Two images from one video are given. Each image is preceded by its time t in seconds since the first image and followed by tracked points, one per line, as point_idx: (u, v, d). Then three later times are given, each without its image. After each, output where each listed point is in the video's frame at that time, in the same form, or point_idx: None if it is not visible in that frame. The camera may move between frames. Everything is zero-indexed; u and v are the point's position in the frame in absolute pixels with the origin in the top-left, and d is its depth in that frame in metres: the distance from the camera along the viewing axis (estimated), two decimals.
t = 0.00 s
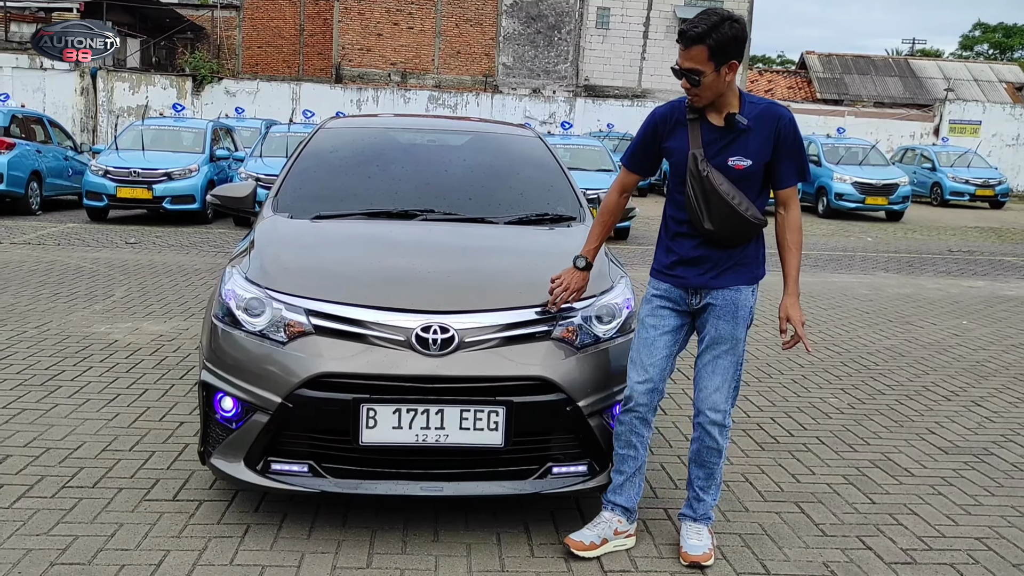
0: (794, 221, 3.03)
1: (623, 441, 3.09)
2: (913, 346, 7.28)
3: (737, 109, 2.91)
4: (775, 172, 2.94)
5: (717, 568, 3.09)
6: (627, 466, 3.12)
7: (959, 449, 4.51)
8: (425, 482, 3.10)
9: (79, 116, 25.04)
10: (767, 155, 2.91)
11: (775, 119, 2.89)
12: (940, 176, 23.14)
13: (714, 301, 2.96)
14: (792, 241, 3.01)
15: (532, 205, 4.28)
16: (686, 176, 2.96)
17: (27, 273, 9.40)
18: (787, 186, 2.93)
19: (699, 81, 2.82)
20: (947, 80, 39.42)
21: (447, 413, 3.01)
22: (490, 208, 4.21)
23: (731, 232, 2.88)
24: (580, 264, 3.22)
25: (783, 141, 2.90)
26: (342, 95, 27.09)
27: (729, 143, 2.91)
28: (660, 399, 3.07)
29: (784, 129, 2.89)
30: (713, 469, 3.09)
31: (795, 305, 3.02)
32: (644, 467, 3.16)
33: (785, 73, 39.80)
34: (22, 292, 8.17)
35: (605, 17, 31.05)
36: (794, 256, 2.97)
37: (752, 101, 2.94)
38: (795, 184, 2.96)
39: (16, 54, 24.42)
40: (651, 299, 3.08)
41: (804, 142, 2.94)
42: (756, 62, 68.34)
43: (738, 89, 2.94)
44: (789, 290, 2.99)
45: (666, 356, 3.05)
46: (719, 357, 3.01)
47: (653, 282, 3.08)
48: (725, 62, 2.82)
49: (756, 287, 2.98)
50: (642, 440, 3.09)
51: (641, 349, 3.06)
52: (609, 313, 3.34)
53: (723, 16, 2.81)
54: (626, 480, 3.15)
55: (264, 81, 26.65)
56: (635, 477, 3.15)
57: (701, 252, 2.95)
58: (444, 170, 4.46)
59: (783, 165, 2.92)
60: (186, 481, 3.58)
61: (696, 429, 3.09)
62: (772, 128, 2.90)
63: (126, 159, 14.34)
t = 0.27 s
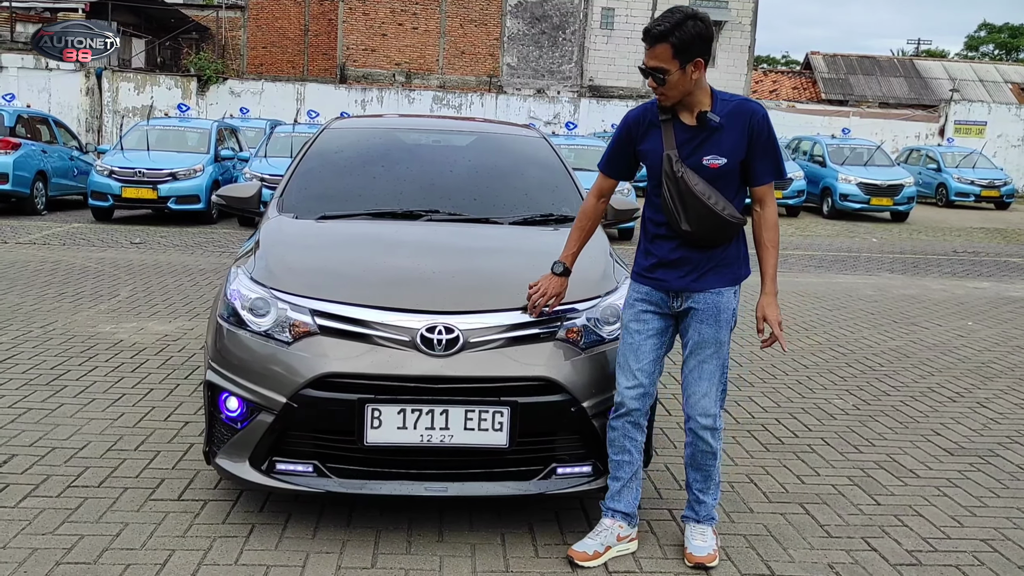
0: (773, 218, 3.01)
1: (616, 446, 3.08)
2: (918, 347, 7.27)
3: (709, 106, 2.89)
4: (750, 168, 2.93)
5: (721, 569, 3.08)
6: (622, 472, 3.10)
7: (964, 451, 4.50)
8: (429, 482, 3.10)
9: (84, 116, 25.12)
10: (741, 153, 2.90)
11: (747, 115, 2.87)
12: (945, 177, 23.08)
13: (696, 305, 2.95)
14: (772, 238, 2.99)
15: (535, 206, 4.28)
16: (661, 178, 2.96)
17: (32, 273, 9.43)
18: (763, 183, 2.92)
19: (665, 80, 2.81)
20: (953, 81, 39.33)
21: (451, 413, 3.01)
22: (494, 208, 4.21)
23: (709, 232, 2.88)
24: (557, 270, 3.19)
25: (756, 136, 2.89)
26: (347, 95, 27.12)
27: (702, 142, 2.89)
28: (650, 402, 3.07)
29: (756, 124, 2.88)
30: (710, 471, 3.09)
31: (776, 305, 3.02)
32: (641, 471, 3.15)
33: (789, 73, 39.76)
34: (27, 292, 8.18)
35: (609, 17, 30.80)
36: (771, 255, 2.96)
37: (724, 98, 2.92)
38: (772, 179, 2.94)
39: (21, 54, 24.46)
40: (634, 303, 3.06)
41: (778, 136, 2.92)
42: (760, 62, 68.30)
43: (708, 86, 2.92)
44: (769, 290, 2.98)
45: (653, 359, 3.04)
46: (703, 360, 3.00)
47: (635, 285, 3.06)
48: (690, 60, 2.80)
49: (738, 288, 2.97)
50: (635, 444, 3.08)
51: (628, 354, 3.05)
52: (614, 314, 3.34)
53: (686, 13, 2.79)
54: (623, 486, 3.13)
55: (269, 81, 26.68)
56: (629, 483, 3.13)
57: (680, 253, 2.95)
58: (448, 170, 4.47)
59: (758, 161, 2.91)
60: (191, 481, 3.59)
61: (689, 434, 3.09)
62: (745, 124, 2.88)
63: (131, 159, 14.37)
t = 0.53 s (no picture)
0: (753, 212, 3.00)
1: (611, 449, 3.07)
2: (920, 349, 7.26)
3: (680, 102, 2.88)
4: (726, 163, 2.92)
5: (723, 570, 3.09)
6: (621, 474, 3.10)
7: (966, 452, 4.49)
8: (431, 482, 3.10)
9: (87, 116, 25.16)
10: (716, 148, 2.89)
11: (719, 109, 2.87)
12: (947, 178, 23.06)
13: (680, 306, 2.94)
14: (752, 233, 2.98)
15: (537, 206, 4.28)
16: (638, 178, 2.96)
17: (35, 273, 9.44)
18: (738, 177, 2.91)
19: (630, 78, 2.81)
20: (955, 82, 39.30)
21: (454, 414, 3.02)
22: (496, 209, 4.21)
23: (689, 230, 2.87)
24: (527, 273, 3.14)
25: (730, 130, 2.88)
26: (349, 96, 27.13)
27: (675, 139, 2.89)
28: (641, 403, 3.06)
29: (728, 117, 2.86)
30: (708, 470, 3.08)
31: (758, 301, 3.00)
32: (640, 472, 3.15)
33: (792, 74, 39.73)
34: (30, 292, 8.19)
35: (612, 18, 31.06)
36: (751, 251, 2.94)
37: (695, 93, 2.91)
38: (748, 172, 2.93)
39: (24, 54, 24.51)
40: (618, 305, 3.06)
41: (752, 129, 2.91)
42: (761, 63, 68.24)
43: (679, 82, 2.91)
44: (750, 288, 2.98)
45: (641, 360, 3.04)
46: (688, 360, 3.00)
47: (617, 286, 3.05)
48: (653, 56, 2.81)
49: (721, 287, 2.96)
50: (631, 445, 3.06)
51: (615, 357, 3.04)
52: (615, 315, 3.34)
53: (646, 10, 2.79)
54: (622, 488, 3.13)
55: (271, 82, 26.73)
56: (627, 484, 3.12)
57: (661, 253, 2.94)
58: (449, 171, 4.47)
59: (734, 155, 2.90)
60: (194, 481, 3.60)
61: (684, 435, 3.09)
62: (717, 118, 2.88)
63: (133, 160, 14.39)
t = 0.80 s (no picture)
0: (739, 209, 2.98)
1: (608, 453, 3.05)
2: (921, 350, 7.25)
3: (661, 100, 2.87)
4: (709, 160, 2.90)
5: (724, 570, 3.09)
6: (619, 477, 3.09)
7: (968, 453, 4.48)
8: (433, 483, 3.10)
9: (87, 117, 25.18)
10: (699, 145, 2.87)
11: (700, 106, 2.85)
12: (948, 179, 23.04)
13: (668, 306, 2.92)
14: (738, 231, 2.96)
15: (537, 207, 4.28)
16: (621, 178, 2.94)
17: (36, 274, 9.45)
18: (722, 174, 2.89)
19: (607, 75, 2.81)
20: (955, 83, 39.29)
21: (456, 415, 3.02)
22: (496, 209, 4.21)
23: (674, 228, 2.84)
24: (501, 274, 3.11)
25: (712, 126, 2.86)
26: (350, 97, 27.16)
27: (657, 137, 2.87)
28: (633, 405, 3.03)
29: (709, 114, 2.85)
30: (707, 470, 3.06)
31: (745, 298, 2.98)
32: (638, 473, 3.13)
33: (792, 75, 39.72)
34: (31, 293, 8.20)
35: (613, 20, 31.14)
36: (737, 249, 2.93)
37: (676, 91, 2.90)
38: (731, 170, 2.91)
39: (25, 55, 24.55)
40: (606, 307, 3.02)
41: (734, 126, 2.89)
42: (761, 64, 68.23)
43: (659, 81, 2.90)
44: (737, 285, 2.96)
45: (632, 361, 3.01)
46: (678, 360, 2.98)
47: (604, 288, 3.03)
48: (631, 54, 2.80)
49: (708, 285, 2.94)
50: (626, 448, 3.05)
51: (605, 360, 3.01)
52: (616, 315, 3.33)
53: (622, 8, 2.80)
54: (621, 490, 3.11)
55: (272, 83, 26.78)
56: (624, 487, 3.10)
57: (647, 253, 2.92)
58: (449, 171, 4.47)
59: (716, 152, 2.88)
60: (195, 482, 3.60)
61: (680, 436, 3.07)
62: (699, 115, 2.86)
63: (135, 160, 14.41)
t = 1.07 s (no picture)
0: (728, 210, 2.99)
1: (606, 455, 3.05)
2: (923, 351, 7.25)
3: (651, 100, 2.87)
4: (700, 160, 2.90)
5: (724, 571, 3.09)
6: (618, 479, 3.08)
7: (970, 454, 4.48)
8: (434, 483, 3.10)
9: (89, 118, 25.22)
10: (690, 144, 2.87)
11: (691, 105, 2.86)
12: (950, 180, 23.03)
13: (658, 307, 2.92)
14: (727, 231, 2.97)
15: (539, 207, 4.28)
16: (611, 178, 2.93)
17: (38, 274, 9.45)
18: (712, 175, 2.90)
19: (597, 73, 2.81)
20: (958, 84, 39.25)
21: (457, 416, 3.02)
22: (497, 210, 4.21)
23: (664, 228, 2.85)
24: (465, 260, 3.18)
25: (702, 126, 2.87)
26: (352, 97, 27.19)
27: (648, 136, 2.87)
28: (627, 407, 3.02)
29: (700, 113, 2.86)
30: (695, 471, 3.06)
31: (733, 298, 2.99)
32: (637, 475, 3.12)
33: (794, 76, 39.72)
34: (34, 293, 8.21)
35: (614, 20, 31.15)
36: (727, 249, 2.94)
37: (666, 91, 2.91)
38: (721, 169, 2.92)
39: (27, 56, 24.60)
40: (597, 309, 3.02)
41: (724, 126, 2.90)
42: (763, 65, 68.23)
43: (650, 81, 2.90)
44: (726, 286, 2.97)
45: (625, 363, 3.01)
46: (668, 361, 2.98)
47: (594, 290, 3.02)
48: (620, 51, 2.79)
49: (697, 286, 2.95)
50: (623, 450, 3.04)
51: (598, 362, 3.00)
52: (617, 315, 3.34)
53: (612, 5, 2.79)
54: (621, 491, 3.10)
55: (273, 83, 26.83)
56: (621, 488, 3.09)
57: (637, 253, 2.92)
58: (452, 172, 4.47)
59: (706, 152, 2.89)
60: (198, 482, 3.60)
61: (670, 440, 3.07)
62: (690, 115, 2.86)
63: (136, 161, 14.42)
